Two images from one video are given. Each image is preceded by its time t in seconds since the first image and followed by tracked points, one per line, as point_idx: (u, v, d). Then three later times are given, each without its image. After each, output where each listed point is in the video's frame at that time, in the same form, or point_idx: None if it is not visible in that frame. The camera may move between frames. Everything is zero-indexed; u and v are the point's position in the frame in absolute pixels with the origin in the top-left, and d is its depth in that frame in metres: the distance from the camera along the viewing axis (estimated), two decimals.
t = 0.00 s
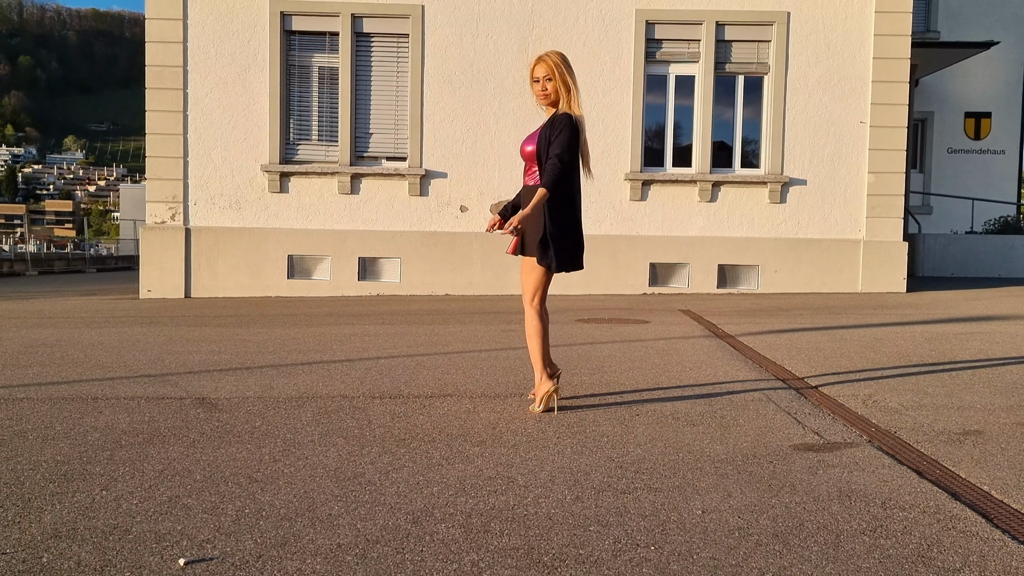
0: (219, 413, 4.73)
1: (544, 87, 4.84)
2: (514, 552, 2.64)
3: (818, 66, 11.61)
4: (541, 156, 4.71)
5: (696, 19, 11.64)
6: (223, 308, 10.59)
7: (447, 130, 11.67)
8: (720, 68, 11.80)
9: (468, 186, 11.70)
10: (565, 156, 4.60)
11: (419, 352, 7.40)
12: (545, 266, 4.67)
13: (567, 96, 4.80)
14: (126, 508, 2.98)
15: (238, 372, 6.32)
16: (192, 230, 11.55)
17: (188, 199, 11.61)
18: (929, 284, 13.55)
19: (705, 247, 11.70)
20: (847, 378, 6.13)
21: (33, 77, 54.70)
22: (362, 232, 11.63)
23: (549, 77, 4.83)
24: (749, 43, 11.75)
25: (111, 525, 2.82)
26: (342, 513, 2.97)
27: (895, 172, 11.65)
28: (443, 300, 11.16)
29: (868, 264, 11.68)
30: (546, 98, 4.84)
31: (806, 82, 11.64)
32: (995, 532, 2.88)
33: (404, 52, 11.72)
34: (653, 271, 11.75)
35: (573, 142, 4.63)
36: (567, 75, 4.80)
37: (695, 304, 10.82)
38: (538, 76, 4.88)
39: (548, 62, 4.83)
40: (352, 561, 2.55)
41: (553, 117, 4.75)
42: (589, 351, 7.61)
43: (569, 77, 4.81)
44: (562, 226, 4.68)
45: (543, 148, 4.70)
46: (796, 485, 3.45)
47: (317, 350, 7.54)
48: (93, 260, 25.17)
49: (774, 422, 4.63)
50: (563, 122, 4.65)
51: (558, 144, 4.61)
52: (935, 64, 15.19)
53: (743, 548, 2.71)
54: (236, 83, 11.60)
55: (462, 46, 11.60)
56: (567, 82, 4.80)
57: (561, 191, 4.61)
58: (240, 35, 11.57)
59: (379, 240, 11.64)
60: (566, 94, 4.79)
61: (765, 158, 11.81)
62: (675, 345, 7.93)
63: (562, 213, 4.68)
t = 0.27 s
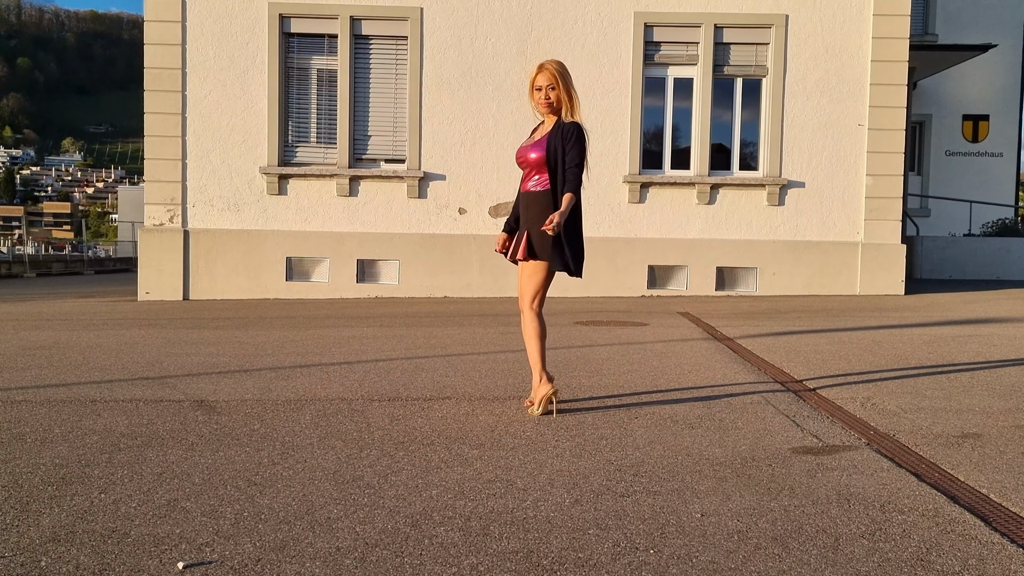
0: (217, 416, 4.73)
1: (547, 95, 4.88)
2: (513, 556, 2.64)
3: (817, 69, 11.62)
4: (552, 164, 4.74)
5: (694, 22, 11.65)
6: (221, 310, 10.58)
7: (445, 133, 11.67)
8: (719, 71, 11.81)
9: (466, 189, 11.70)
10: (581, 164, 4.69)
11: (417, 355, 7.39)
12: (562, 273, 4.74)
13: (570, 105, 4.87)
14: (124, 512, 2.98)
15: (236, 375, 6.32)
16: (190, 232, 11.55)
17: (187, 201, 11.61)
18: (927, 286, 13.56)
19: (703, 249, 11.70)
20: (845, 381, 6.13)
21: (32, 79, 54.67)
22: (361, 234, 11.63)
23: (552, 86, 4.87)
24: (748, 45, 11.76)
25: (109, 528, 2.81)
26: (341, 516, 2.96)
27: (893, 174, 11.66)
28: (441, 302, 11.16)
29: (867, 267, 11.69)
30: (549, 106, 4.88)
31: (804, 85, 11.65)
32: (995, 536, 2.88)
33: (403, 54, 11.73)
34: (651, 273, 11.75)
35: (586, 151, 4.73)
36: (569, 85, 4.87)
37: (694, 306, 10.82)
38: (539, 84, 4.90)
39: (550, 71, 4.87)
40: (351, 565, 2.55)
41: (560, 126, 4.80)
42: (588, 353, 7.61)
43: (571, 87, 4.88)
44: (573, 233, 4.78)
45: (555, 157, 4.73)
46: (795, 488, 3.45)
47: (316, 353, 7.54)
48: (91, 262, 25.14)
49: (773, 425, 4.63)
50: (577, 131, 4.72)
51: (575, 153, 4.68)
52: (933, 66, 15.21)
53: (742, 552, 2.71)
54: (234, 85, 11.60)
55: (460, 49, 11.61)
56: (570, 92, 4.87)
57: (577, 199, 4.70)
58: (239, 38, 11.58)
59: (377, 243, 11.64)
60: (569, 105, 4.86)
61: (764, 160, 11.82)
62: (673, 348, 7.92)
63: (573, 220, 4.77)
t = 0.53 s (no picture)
0: (216, 416, 4.72)
1: (547, 100, 4.86)
2: (513, 557, 2.64)
3: (815, 70, 11.63)
4: (559, 169, 4.76)
5: (693, 23, 11.66)
6: (219, 310, 10.57)
7: (444, 133, 11.67)
8: (717, 71, 11.81)
9: (465, 189, 11.70)
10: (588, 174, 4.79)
11: (416, 355, 7.39)
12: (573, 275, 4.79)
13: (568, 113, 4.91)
14: (123, 513, 2.98)
15: (235, 375, 6.31)
16: (189, 232, 11.54)
17: (185, 202, 11.60)
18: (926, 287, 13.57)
19: (702, 250, 11.71)
20: (843, 381, 6.14)
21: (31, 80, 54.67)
22: (359, 235, 11.63)
23: (552, 92, 4.87)
24: (747, 46, 11.77)
25: (109, 529, 2.81)
26: (340, 517, 2.96)
27: (892, 175, 11.67)
28: (440, 303, 11.16)
29: (865, 267, 11.69)
30: (549, 111, 4.87)
31: (803, 86, 11.66)
32: (994, 537, 2.88)
33: (402, 55, 11.73)
34: (650, 274, 11.75)
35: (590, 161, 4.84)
36: (569, 92, 4.89)
37: (692, 307, 10.82)
38: (538, 90, 4.89)
39: (551, 77, 4.87)
40: (351, 566, 2.56)
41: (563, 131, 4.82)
42: (586, 354, 7.61)
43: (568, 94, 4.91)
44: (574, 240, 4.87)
45: (560, 161, 4.75)
46: (794, 489, 3.45)
47: (315, 353, 7.54)
48: (89, 263, 25.11)
49: (771, 425, 4.63)
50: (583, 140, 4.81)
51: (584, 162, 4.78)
52: (931, 67, 15.22)
53: (742, 553, 2.71)
54: (233, 86, 11.59)
55: (459, 49, 11.61)
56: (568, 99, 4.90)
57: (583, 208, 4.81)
58: (237, 38, 11.57)
59: (376, 243, 11.64)
60: (570, 111, 4.88)
61: (762, 161, 11.83)
62: (672, 348, 7.92)
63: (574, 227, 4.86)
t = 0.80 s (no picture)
0: (216, 416, 4.72)
1: (550, 100, 4.86)
2: (514, 557, 2.63)
3: (815, 70, 11.62)
4: (566, 168, 4.77)
5: (693, 23, 11.66)
6: (219, 310, 10.56)
7: (444, 133, 11.66)
8: (717, 72, 11.80)
9: (465, 189, 11.69)
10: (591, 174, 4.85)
11: (416, 355, 7.38)
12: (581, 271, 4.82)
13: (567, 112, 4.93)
14: (123, 513, 2.97)
15: (235, 375, 6.31)
16: (189, 232, 11.54)
17: (185, 202, 11.59)
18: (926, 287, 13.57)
19: (701, 250, 11.71)
20: (843, 381, 6.13)
21: (31, 80, 54.68)
22: (359, 235, 11.62)
23: (552, 92, 4.87)
24: (747, 46, 11.77)
25: (109, 529, 2.81)
26: (340, 518, 2.96)
27: (892, 175, 11.67)
28: (440, 303, 11.15)
29: (866, 267, 11.68)
30: (550, 110, 4.86)
31: (803, 86, 11.65)
32: (995, 538, 2.87)
33: (401, 54, 11.72)
34: (650, 274, 11.75)
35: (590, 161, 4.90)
36: (568, 92, 4.92)
37: (692, 307, 10.82)
38: (540, 89, 4.88)
39: (553, 77, 4.88)
40: (351, 566, 2.55)
41: (565, 130, 4.83)
42: (587, 354, 7.61)
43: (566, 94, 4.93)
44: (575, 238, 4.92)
45: (565, 160, 4.77)
46: (795, 489, 3.44)
47: (315, 353, 7.54)
48: (89, 263, 25.08)
49: (772, 426, 4.63)
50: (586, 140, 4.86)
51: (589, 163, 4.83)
52: (931, 67, 15.22)
53: (742, 553, 2.71)
54: (233, 86, 11.59)
55: (459, 49, 11.60)
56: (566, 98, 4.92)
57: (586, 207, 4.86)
58: (237, 38, 11.57)
59: (376, 243, 11.63)
60: (570, 111, 4.90)
61: (762, 161, 11.82)
62: (672, 348, 7.91)
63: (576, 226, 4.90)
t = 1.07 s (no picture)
0: (216, 416, 4.71)
1: (553, 98, 4.85)
2: (514, 557, 2.63)
3: (815, 70, 11.62)
4: (571, 167, 4.80)
5: (693, 23, 11.66)
6: (218, 309, 10.56)
7: (443, 133, 11.66)
8: (717, 72, 11.80)
9: (465, 189, 11.69)
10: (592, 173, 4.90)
11: (415, 355, 7.38)
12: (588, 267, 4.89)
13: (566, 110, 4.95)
14: (123, 513, 2.97)
15: (234, 375, 6.30)
16: (188, 232, 11.54)
17: (185, 202, 11.59)
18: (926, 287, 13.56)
19: (701, 250, 11.70)
20: (843, 381, 6.13)
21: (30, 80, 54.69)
22: (359, 234, 11.62)
23: (555, 90, 4.87)
24: (746, 46, 11.77)
25: (109, 529, 2.81)
26: (340, 517, 2.96)
27: (891, 175, 11.67)
28: (439, 302, 11.15)
29: (865, 267, 11.68)
30: (553, 108, 4.85)
31: (803, 86, 11.65)
32: (996, 538, 2.87)
33: (401, 55, 11.72)
34: (649, 274, 11.75)
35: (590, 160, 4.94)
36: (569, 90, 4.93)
37: (692, 307, 10.82)
38: (542, 87, 4.87)
39: (556, 75, 4.87)
40: (351, 566, 2.55)
41: (567, 129, 4.86)
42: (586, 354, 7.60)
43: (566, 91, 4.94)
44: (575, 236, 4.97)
45: (571, 158, 4.79)
46: (795, 489, 3.44)
47: (314, 353, 7.54)
48: (89, 263, 25.08)
49: (772, 426, 4.63)
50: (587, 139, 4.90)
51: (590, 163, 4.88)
52: (931, 67, 15.22)
53: (743, 553, 2.71)
54: (232, 86, 11.58)
55: (459, 49, 11.60)
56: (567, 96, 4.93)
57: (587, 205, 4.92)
58: (236, 38, 11.56)
59: (376, 243, 11.63)
60: (571, 109, 4.91)
61: (762, 161, 11.82)
62: (672, 348, 7.91)
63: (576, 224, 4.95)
